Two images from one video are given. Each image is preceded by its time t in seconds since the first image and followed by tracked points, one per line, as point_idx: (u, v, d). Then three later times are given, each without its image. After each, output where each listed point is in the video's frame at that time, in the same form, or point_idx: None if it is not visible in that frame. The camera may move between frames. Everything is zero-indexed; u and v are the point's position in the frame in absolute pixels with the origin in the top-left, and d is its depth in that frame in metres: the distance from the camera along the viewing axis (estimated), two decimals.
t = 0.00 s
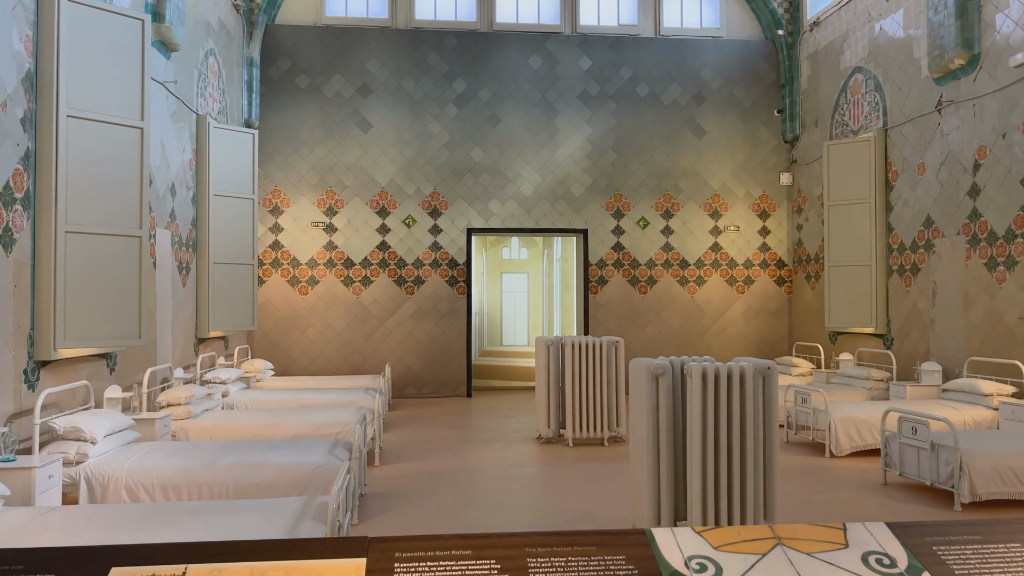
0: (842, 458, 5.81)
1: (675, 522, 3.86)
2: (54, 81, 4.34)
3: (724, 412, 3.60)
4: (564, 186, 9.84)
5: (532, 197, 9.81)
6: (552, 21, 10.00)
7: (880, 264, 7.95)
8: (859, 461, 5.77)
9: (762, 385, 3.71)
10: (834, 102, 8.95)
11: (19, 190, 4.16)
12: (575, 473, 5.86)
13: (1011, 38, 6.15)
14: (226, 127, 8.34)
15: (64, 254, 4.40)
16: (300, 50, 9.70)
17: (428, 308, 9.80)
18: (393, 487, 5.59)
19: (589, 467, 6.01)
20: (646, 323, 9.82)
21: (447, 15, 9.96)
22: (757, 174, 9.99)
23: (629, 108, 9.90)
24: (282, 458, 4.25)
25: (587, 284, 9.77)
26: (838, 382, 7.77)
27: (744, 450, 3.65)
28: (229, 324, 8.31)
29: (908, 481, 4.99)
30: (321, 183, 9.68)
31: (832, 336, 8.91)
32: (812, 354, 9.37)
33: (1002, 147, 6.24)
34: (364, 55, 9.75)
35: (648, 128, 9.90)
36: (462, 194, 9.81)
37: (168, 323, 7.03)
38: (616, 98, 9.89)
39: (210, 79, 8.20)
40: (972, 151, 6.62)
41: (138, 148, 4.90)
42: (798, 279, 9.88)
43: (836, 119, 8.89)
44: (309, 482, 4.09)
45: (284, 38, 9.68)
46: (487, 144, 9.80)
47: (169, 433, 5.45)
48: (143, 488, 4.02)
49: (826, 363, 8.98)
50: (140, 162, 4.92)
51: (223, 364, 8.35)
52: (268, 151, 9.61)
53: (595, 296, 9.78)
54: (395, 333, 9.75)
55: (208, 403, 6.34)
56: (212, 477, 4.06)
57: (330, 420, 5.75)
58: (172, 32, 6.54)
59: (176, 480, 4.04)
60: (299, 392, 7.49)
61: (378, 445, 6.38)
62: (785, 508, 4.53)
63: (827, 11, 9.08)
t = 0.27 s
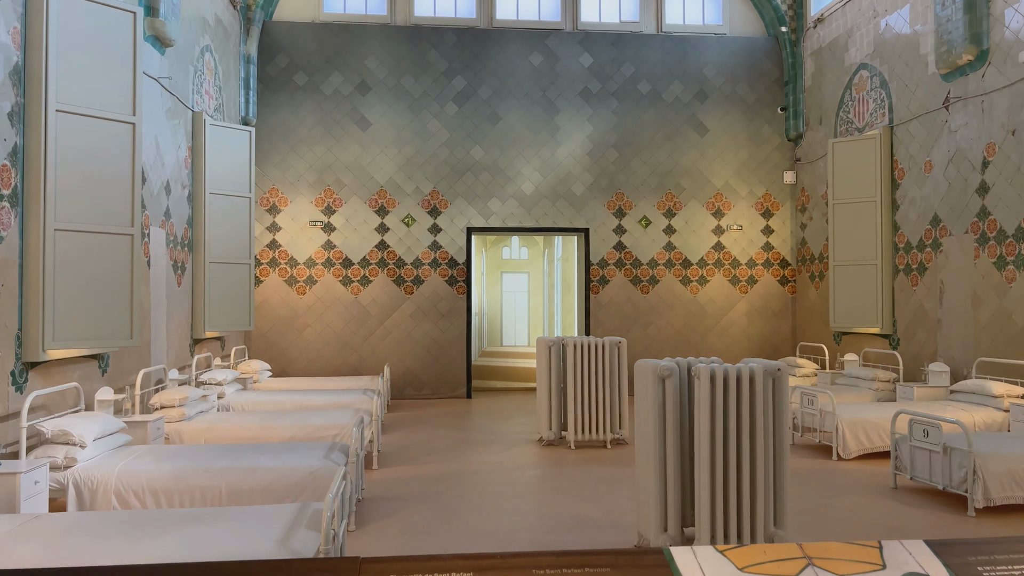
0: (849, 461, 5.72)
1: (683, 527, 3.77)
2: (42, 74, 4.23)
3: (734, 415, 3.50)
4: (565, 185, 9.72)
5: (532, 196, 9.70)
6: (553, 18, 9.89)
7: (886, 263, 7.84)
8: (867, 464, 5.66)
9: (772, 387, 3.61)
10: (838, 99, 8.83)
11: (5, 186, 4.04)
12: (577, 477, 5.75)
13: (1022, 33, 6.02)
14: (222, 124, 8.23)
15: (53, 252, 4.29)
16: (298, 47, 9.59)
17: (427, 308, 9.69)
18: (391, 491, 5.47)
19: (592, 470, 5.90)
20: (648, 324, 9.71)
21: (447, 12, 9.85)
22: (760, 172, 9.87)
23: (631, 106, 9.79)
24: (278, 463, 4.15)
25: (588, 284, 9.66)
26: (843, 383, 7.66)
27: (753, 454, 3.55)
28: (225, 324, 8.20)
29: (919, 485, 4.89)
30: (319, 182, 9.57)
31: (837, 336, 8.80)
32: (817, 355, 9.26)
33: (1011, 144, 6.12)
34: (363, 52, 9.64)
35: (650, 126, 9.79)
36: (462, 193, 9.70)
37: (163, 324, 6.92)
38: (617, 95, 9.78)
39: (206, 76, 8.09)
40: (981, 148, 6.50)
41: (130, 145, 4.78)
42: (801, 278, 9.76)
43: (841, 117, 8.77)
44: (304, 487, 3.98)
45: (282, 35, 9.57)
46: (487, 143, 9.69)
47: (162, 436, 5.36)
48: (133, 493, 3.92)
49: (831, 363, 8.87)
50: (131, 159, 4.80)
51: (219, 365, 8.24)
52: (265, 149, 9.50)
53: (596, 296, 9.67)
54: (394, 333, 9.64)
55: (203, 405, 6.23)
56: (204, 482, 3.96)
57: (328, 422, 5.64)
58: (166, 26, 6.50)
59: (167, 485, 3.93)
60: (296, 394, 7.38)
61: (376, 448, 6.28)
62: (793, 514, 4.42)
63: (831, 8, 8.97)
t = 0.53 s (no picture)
0: (857, 465, 5.61)
1: (690, 536, 3.66)
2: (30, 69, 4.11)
3: (744, 421, 3.39)
4: (565, 184, 9.61)
5: (533, 196, 9.59)
6: (554, 15, 9.78)
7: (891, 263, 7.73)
8: (875, 469, 5.55)
9: (783, 392, 3.50)
10: (843, 97, 8.72)
11: None
12: (579, 482, 5.63)
13: None
14: (218, 122, 8.11)
15: (41, 252, 4.17)
16: (296, 45, 9.47)
17: (426, 309, 9.57)
18: (389, 497, 5.36)
19: (594, 475, 5.79)
20: (650, 325, 9.60)
21: (446, 9, 9.75)
22: (763, 171, 9.76)
23: (632, 104, 9.67)
24: (272, 469, 4.04)
25: (589, 285, 9.55)
26: (849, 385, 7.55)
27: (763, 461, 3.44)
28: (221, 326, 8.07)
29: (930, 490, 4.78)
30: (316, 181, 9.45)
31: (841, 338, 8.68)
32: (821, 356, 9.15)
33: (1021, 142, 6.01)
34: (361, 49, 9.52)
35: (652, 125, 9.68)
36: (461, 192, 9.58)
37: (157, 325, 6.81)
38: (619, 94, 9.67)
39: (202, 73, 7.98)
40: (989, 146, 6.39)
41: (122, 142, 4.66)
42: (805, 279, 9.65)
43: (845, 115, 8.65)
44: (299, 495, 3.86)
45: (279, 32, 9.45)
46: (487, 141, 9.58)
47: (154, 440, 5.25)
48: (122, 501, 3.81)
49: (836, 365, 8.76)
50: (122, 156, 4.67)
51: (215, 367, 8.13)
52: (263, 148, 9.39)
53: (597, 297, 9.56)
54: (393, 334, 9.52)
55: (197, 408, 6.11)
56: (195, 489, 3.84)
57: (325, 426, 5.53)
58: (159, 21, 6.38)
59: (157, 492, 3.82)
60: (292, 397, 7.26)
61: (373, 452, 6.18)
62: (802, 521, 4.30)
63: (835, 4, 8.86)
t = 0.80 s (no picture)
0: (860, 468, 5.52)
1: (693, 542, 3.57)
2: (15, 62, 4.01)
3: (748, 425, 3.30)
4: (563, 183, 9.51)
5: (531, 195, 9.49)
6: (552, 13, 9.71)
7: (893, 263, 7.64)
8: (878, 471, 5.46)
9: (788, 395, 3.41)
10: (844, 95, 8.63)
11: None
12: (578, 486, 5.54)
13: None
14: (212, 120, 8.00)
15: (25, 250, 4.06)
16: (291, 42, 9.37)
17: (423, 309, 9.47)
18: (384, 501, 5.26)
19: (593, 479, 5.70)
20: (649, 325, 9.51)
21: (443, 6, 9.68)
22: (763, 170, 9.67)
23: (631, 102, 9.58)
24: (263, 473, 3.94)
25: (588, 285, 9.46)
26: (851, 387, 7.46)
27: (769, 465, 3.35)
28: (215, 326, 7.97)
29: (936, 494, 4.70)
30: (312, 180, 9.35)
31: (842, 338, 8.60)
32: (822, 357, 9.06)
33: None
34: (357, 47, 9.42)
35: (651, 123, 9.58)
36: (459, 191, 9.49)
37: (148, 325, 6.70)
38: (617, 92, 9.58)
39: (195, 70, 7.87)
40: (993, 144, 6.31)
41: (110, 138, 4.56)
42: (805, 278, 9.56)
43: (846, 113, 8.56)
44: (291, 500, 3.76)
45: (274, 29, 9.35)
46: (484, 140, 9.48)
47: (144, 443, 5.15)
48: (109, 507, 3.71)
49: (837, 365, 8.67)
50: (110, 152, 4.57)
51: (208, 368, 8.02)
52: (257, 146, 9.28)
53: (595, 297, 9.47)
54: (389, 335, 9.42)
55: (189, 410, 6.01)
56: (184, 494, 3.74)
57: (319, 428, 5.43)
58: (151, 16, 6.30)
59: (144, 498, 3.72)
60: (287, 398, 7.16)
61: (368, 454, 6.09)
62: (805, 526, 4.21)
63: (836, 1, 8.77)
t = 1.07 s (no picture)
0: (858, 469, 5.46)
1: (689, 546, 3.49)
2: None
3: (746, 426, 3.22)
4: (557, 181, 9.42)
5: (524, 193, 9.40)
6: (546, 10, 9.64)
7: (889, 262, 7.59)
8: (876, 473, 5.40)
9: (787, 395, 3.33)
10: (839, 93, 8.58)
11: None
12: (572, 488, 5.45)
13: None
14: (200, 116, 7.88)
15: (3, 247, 3.93)
16: (281, 38, 9.25)
17: (415, 309, 9.36)
18: (374, 505, 5.15)
19: (587, 481, 5.61)
20: (643, 325, 9.43)
21: (436, 3, 9.60)
22: (758, 169, 9.61)
23: (625, 100, 9.50)
24: (248, 476, 3.83)
25: (581, 284, 9.37)
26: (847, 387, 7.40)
27: (767, 468, 3.27)
28: (203, 326, 7.85)
29: (935, 496, 4.64)
30: (302, 178, 9.23)
31: (838, 338, 8.54)
32: (817, 357, 9.01)
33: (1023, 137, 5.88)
34: (349, 43, 9.31)
35: (646, 121, 9.51)
36: (451, 189, 9.38)
37: (134, 325, 6.58)
38: (611, 89, 9.50)
39: (183, 66, 7.74)
40: (990, 142, 6.26)
41: (92, 132, 4.44)
42: (800, 278, 9.51)
43: (841, 111, 8.50)
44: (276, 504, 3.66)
45: (264, 25, 9.22)
46: (477, 138, 9.38)
47: (128, 445, 5.03)
48: (88, 511, 3.60)
49: (832, 365, 8.62)
50: (92, 146, 4.45)
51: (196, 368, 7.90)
52: (247, 143, 9.16)
53: (589, 297, 9.39)
54: (380, 335, 9.31)
55: (174, 411, 5.90)
56: (165, 498, 3.62)
57: (307, 430, 5.33)
58: (137, 10, 6.15)
59: (125, 501, 3.61)
60: (276, 399, 7.05)
61: (358, 456, 5.98)
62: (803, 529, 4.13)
63: None
